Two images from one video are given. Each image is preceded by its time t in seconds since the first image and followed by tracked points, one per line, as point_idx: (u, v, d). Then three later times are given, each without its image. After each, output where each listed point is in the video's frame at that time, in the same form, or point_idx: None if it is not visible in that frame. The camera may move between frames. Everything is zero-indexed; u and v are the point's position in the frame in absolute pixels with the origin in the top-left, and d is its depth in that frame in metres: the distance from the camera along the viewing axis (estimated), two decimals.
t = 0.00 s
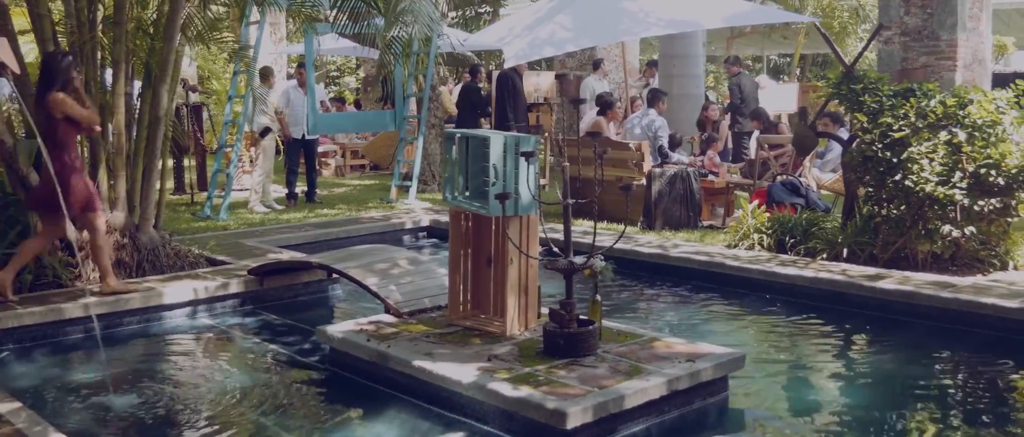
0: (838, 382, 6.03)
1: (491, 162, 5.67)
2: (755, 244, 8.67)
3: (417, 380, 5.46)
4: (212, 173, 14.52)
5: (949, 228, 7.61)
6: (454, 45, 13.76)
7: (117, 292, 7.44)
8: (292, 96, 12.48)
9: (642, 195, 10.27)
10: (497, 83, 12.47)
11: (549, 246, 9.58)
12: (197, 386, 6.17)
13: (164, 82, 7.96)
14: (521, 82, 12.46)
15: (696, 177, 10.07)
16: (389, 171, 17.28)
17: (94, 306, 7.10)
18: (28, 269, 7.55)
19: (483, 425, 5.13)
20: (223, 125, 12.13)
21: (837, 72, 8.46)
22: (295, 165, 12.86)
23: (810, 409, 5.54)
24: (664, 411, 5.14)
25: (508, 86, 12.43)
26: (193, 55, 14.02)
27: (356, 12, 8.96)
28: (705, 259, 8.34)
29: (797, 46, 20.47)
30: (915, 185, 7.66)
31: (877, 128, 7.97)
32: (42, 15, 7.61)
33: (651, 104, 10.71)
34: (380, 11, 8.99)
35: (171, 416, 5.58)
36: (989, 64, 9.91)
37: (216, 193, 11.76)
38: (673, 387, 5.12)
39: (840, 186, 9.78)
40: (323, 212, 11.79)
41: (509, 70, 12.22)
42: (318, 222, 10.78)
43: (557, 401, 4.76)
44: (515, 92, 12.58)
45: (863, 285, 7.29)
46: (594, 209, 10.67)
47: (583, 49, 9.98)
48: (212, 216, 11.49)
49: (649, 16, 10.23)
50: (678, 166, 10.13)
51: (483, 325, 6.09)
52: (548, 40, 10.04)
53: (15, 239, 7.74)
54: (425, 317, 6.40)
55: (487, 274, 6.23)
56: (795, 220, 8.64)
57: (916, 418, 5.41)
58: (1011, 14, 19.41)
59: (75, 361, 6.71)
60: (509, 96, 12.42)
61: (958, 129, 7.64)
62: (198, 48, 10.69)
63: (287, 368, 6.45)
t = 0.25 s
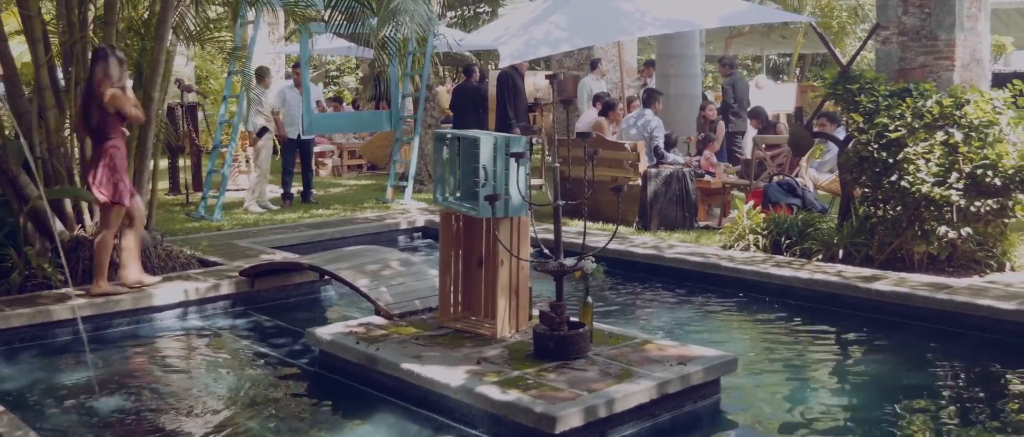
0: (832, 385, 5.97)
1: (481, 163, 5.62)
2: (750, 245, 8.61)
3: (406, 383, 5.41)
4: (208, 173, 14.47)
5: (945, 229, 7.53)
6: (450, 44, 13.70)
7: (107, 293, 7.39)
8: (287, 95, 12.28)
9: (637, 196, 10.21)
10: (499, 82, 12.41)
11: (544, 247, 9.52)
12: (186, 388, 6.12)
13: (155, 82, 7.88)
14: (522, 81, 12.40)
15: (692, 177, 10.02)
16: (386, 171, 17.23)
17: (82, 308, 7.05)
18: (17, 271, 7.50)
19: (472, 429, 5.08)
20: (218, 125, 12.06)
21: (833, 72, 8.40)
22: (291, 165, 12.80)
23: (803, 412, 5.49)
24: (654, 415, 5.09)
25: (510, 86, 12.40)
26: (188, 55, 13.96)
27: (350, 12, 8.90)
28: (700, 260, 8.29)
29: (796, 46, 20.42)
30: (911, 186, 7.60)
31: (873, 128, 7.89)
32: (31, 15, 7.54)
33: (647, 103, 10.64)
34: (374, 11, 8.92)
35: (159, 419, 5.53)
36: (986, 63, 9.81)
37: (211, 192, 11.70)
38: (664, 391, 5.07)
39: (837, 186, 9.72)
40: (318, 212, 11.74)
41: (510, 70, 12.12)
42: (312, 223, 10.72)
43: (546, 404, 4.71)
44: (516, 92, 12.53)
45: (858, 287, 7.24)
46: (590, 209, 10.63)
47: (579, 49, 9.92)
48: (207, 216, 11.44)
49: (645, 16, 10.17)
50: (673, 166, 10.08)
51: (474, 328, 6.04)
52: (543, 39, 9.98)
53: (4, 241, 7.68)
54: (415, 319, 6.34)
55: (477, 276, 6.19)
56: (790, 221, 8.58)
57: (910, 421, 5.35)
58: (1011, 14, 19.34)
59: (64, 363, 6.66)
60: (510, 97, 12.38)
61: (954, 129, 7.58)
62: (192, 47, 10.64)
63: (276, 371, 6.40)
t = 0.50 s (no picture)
0: (826, 387, 5.91)
1: (472, 163, 5.54)
2: (746, 246, 8.55)
3: (395, 386, 5.35)
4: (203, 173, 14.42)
5: (941, 231, 7.46)
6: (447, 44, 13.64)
7: (96, 295, 7.33)
8: (283, 96, 12.20)
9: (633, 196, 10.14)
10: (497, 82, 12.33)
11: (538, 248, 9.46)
12: (173, 392, 6.06)
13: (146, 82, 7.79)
14: (521, 80, 12.33)
15: (687, 177, 9.96)
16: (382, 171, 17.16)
17: (71, 310, 7.00)
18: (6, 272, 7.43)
19: (460, 433, 5.02)
20: (213, 125, 11.98)
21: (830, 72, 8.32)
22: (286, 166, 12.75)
23: (795, 415, 5.43)
24: (644, 419, 5.03)
25: (508, 85, 12.31)
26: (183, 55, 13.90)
27: (345, 12, 8.83)
28: (695, 261, 8.22)
29: (794, 46, 20.37)
30: (907, 187, 7.53)
31: (869, 129, 7.82)
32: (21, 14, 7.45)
33: (644, 103, 10.55)
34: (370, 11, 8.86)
35: (145, 423, 5.48)
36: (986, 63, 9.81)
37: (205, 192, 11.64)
38: (655, 394, 5.01)
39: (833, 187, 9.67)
40: (313, 213, 11.69)
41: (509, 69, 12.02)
42: (306, 224, 10.67)
43: (534, 409, 4.65)
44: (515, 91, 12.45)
45: (853, 289, 7.17)
46: (586, 210, 10.56)
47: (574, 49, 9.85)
48: (201, 217, 11.38)
49: (641, 15, 10.10)
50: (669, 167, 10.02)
51: (464, 330, 5.97)
52: (539, 39, 9.91)
53: None
54: (405, 321, 6.28)
55: (469, 278, 6.12)
56: (786, 222, 8.52)
57: (903, 424, 5.29)
58: (1010, 14, 19.28)
59: (52, 365, 6.61)
60: (509, 98, 12.30)
61: (951, 129, 7.52)
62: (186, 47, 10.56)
63: (266, 374, 6.34)
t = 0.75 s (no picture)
0: (820, 390, 5.85)
1: (462, 164, 5.46)
2: (741, 247, 8.48)
3: (383, 390, 5.30)
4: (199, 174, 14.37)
5: (938, 232, 7.40)
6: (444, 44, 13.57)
7: (86, 296, 7.28)
8: (278, 96, 12.12)
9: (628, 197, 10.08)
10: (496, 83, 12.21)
11: (533, 249, 9.40)
12: (161, 395, 6.01)
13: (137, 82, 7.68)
14: (519, 81, 12.19)
15: (683, 178, 9.91)
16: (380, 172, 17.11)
17: (60, 312, 6.95)
18: None
19: None
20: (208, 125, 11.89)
21: (826, 72, 8.25)
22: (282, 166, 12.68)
23: (788, 418, 5.36)
24: (635, 422, 4.96)
25: (504, 87, 12.15)
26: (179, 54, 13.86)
27: (339, 12, 8.77)
28: (690, 262, 8.16)
29: (793, 46, 20.31)
30: (904, 188, 7.46)
31: (866, 129, 7.75)
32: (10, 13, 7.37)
33: (640, 103, 10.47)
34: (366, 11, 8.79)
35: (131, 426, 5.42)
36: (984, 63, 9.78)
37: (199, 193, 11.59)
38: (645, 398, 4.95)
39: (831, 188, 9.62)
40: (307, 214, 11.63)
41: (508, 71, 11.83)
42: (301, 225, 10.61)
43: (523, 413, 4.59)
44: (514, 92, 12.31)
45: (849, 291, 7.11)
46: (582, 211, 10.52)
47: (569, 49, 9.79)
48: (195, 218, 11.33)
49: (637, 15, 10.03)
50: (665, 167, 9.96)
51: (455, 332, 5.90)
52: (534, 39, 9.84)
53: None
54: (396, 323, 6.23)
55: (460, 280, 6.05)
56: (782, 223, 8.47)
57: (898, 428, 5.23)
58: (1010, 14, 19.22)
59: (40, 368, 6.56)
60: (506, 101, 12.17)
61: (948, 130, 7.44)
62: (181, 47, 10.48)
63: (255, 377, 6.28)
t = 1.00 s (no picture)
0: (814, 393, 5.79)
1: (451, 165, 5.39)
2: (737, 249, 8.41)
3: (371, 393, 5.23)
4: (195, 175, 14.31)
5: (935, 233, 7.33)
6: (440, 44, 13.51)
7: (75, 298, 7.22)
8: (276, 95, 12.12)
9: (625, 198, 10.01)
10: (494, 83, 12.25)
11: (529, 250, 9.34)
12: (149, 398, 5.95)
13: (127, 82, 7.56)
14: (516, 81, 12.23)
15: (680, 179, 9.85)
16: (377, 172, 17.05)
17: (49, 314, 6.89)
18: None
19: None
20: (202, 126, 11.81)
21: (823, 71, 8.17)
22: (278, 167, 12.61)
23: (781, 422, 5.30)
24: (625, 427, 4.90)
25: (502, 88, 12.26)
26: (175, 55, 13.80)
27: (334, 12, 8.72)
28: (685, 264, 8.09)
29: (793, 47, 20.24)
30: (901, 189, 7.40)
31: (862, 129, 7.68)
32: None
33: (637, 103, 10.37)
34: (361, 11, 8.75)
35: (116, 429, 5.37)
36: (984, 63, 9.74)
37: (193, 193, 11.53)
38: (636, 402, 4.89)
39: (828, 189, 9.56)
40: (302, 215, 11.58)
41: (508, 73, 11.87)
42: (295, 226, 10.55)
43: (511, 417, 4.53)
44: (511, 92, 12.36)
45: (845, 293, 7.05)
46: (579, 213, 10.46)
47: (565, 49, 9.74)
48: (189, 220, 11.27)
49: (634, 15, 9.96)
50: (661, 168, 9.90)
51: (445, 335, 5.84)
52: (529, 39, 9.79)
53: None
54: (386, 326, 6.16)
55: (451, 281, 5.99)
56: (778, 225, 8.40)
57: (892, 432, 5.17)
58: (1010, 14, 19.15)
59: (27, 370, 6.50)
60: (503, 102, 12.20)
61: (945, 130, 7.37)
62: (176, 48, 10.42)
63: (244, 380, 6.23)
